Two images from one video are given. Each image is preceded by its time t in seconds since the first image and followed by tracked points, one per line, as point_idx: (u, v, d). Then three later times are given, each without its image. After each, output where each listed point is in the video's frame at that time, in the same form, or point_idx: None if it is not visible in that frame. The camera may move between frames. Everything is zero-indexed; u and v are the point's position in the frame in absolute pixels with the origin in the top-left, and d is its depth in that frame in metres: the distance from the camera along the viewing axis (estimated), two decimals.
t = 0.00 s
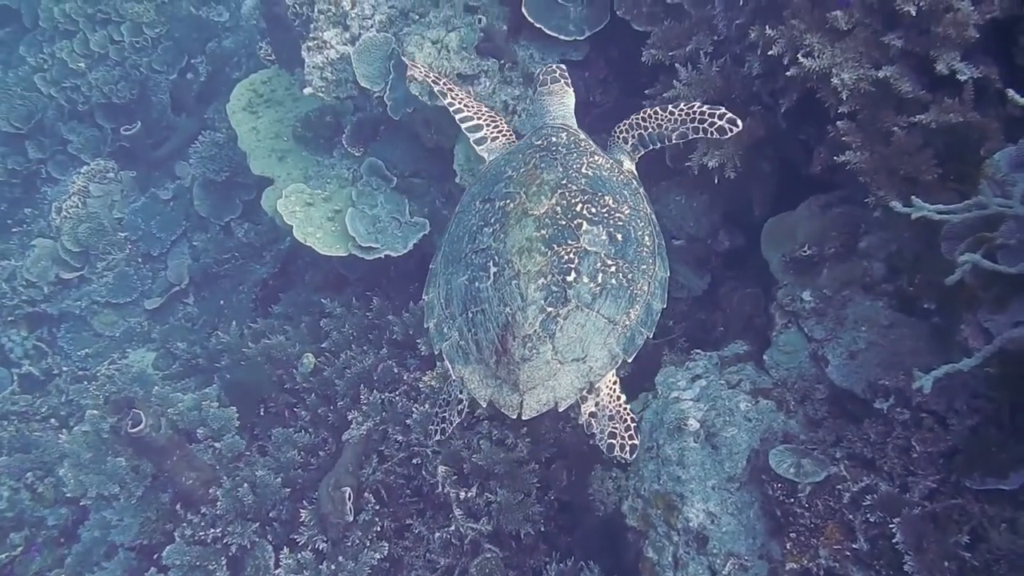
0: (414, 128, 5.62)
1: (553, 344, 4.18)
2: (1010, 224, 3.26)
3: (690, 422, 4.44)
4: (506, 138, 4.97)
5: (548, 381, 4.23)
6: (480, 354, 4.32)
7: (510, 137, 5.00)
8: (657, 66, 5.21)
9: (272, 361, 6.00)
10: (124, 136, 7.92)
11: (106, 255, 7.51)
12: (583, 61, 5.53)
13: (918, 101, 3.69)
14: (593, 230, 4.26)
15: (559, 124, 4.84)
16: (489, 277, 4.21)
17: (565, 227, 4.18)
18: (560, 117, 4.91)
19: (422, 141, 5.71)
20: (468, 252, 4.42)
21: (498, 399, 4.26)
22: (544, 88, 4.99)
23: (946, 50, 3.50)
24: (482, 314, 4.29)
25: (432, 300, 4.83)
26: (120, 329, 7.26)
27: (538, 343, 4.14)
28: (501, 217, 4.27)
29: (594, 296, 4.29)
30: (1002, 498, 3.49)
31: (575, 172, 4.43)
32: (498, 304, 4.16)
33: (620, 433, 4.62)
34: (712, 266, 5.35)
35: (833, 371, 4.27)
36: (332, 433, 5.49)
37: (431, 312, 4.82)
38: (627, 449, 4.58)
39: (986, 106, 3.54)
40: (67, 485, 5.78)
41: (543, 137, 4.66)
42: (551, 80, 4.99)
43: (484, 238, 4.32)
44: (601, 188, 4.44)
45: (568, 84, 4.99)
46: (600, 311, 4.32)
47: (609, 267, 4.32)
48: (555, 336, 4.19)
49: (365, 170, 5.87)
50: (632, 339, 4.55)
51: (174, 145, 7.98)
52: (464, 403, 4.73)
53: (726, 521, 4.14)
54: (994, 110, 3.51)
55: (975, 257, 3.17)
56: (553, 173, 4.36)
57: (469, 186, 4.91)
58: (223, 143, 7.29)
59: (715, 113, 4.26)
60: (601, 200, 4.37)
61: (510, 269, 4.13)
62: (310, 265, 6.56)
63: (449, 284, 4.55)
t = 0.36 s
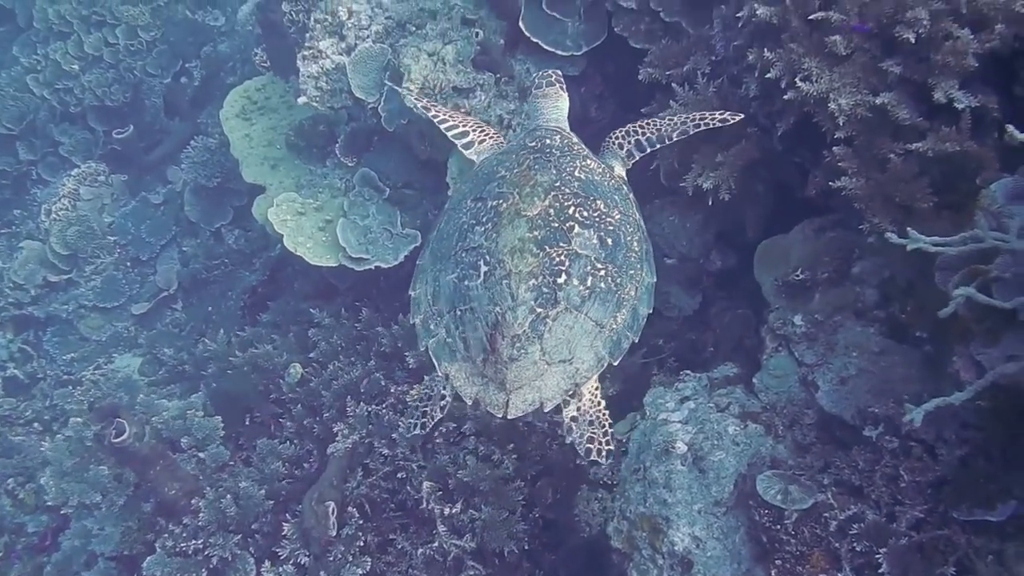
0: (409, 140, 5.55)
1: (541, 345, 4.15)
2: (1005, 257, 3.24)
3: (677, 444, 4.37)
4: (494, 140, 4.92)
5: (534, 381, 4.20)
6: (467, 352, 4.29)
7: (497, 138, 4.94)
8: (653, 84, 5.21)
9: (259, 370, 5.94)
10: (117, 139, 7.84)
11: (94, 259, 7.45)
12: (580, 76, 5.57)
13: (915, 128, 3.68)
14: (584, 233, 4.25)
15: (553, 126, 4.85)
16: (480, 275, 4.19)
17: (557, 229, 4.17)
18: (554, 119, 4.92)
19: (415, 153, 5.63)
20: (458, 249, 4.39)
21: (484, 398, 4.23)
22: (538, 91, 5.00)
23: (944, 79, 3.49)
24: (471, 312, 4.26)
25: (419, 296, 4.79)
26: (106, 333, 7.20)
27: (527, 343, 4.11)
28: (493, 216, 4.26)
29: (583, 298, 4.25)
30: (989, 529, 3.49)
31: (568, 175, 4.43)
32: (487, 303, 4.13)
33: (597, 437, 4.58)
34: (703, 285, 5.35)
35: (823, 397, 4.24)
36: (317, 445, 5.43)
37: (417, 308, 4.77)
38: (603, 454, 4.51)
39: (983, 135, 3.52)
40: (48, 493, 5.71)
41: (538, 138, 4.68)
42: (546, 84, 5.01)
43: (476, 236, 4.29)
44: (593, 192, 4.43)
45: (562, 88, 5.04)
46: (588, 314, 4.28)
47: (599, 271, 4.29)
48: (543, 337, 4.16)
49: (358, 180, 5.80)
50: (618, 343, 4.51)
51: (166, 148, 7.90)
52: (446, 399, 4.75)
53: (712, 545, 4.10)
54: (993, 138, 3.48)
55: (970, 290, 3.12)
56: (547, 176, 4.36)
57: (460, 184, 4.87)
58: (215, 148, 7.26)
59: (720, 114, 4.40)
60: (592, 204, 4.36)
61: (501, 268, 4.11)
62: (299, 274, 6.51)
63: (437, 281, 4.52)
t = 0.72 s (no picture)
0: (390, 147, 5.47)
1: (524, 342, 4.07)
2: (991, 283, 3.19)
3: (661, 461, 4.33)
4: (467, 138, 4.81)
5: (517, 378, 4.13)
6: (450, 348, 4.20)
7: (471, 137, 4.86)
8: (638, 97, 5.15)
9: (238, 377, 5.82)
10: (94, 139, 7.78)
11: (71, 262, 7.38)
12: (564, 86, 5.48)
13: (900, 148, 3.61)
14: (567, 232, 4.16)
15: (536, 125, 4.77)
16: (462, 272, 4.09)
17: (540, 227, 4.08)
18: (537, 118, 4.86)
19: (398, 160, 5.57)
20: (440, 245, 4.29)
21: (466, 393, 4.16)
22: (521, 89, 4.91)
23: (930, 99, 3.42)
24: (453, 308, 4.16)
25: (400, 292, 4.69)
26: (83, 337, 7.08)
27: (510, 340, 4.03)
28: (476, 214, 4.16)
29: (566, 296, 4.17)
30: (972, 551, 3.39)
31: (551, 173, 4.34)
32: (470, 300, 4.04)
33: (568, 437, 4.58)
34: (687, 297, 5.34)
35: (808, 415, 4.19)
36: (297, 455, 5.34)
37: (398, 304, 4.67)
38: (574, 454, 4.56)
39: (971, 156, 3.44)
40: (23, 504, 5.59)
41: (520, 136, 4.59)
42: (529, 82, 4.92)
43: (458, 233, 4.20)
44: (575, 191, 4.35)
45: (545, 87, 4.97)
46: (571, 312, 4.21)
47: (582, 270, 4.21)
48: (526, 334, 4.08)
49: (339, 186, 5.69)
50: (599, 342, 4.44)
51: (145, 148, 7.91)
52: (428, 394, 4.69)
53: (696, 564, 4.04)
54: (979, 160, 3.40)
55: (956, 317, 3.08)
56: (530, 174, 4.27)
57: (441, 180, 4.75)
58: (194, 150, 7.17)
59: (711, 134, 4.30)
60: (574, 202, 4.29)
61: (484, 266, 4.02)
62: (279, 278, 6.40)
63: (419, 277, 4.41)
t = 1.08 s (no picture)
0: (381, 153, 5.37)
1: (518, 335, 3.99)
2: (992, 305, 3.12)
3: (655, 477, 4.23)
4: (452, 138, 4.80)
5: (510, 372, 4.05)
6: (444, 342, 4.11)
7: (455, 136, 4.85)
8: (632, 106, 5.07)
9: (228, 383, 5.76)
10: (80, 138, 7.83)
11: (57, 262, 7.29)
12: (557, 92, 5.43)
13: (900, 163, 3.52)
14: (558, 224, 4.10)
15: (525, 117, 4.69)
16: (455, 266, 4.01)
17: (532, 219, 4.02)
18: (526, 110, 4.75)
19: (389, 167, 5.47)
20: (431, 239, 4.20)
21: (460, 387, 4.06)
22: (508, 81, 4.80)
23: (931, 114, 3.34)
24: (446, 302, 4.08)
25: (391, 286, 4.60)
26: (70, 339, 7.00)
27: (503, 333, 3.94)
28: (467, 207, 4.08)
29: (558, 288, 4.10)
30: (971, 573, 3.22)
31: (541, 165, 4.27)
32: (463, 293, 3.96)
33: (563, 426, 4.51)
34: (681, 308, 5.33)
35: (803, 431, 4.12)
36: (286, 463, 5.26)
37: (390, 299, 4.59)
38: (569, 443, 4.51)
39: (972, 172, 3.35)
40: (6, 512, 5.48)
41: (509, 129, 4.51)
42: (516, 75, 4.81)
43: (449, 226, 4.12)
44: (565, 183, 4.28)
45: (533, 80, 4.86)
46: (564, 304, 4.14)
47: (574, 262, 4.14)
48: (520, 327, 4.00)
49: (330, 192, 5.59)
50: (592, 334, 4.37)
51: (133, 147, 7.94)
52: (419, 386, 4.73)
53: None
54: (981, 176, 3.30)
55: (957, 342, 3.02)
56: (520, 166, 4.19)
57: (430, 174, 4.67)
58: (183, 151, 7.08)
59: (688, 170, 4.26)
60: (565, 195, 4.22)
61: (477, 259, 3.93)
62: (268, 281, 6.38)
63: (410, 272, 4.32)
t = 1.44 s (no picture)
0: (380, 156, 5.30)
1: (518, 322, 3.93)
2: (1001, 320, 3.04)
3: (657, 490, 4.14)
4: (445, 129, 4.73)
5: (511, 359, 4.00)
6: (444, 331, 4.06)
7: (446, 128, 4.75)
8: (631, 113, 5.00)
9: (224, 390, 5.69)
10: (75, 138, 7.80)
11: (51, 264, 7.23)
12: (556, 96, 5.31)
13: (904, 173, 3.44)
14: (553, 211, 4.02)
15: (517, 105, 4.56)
16: (452, 256, 3.94)
17: (528, 207, 3.94)
18: (518, 97, 4.60)
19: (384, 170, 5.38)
20: (427, 229, 4.14)
21: (461, 375, 4.01)
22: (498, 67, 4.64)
23: (936, 124, 3.25)
24: (445, 292, 4.02)
25: (389, 278, 4.53)
26: (63, 342, 6.90)
27: (503, 321, 3.88)
28: (462, 196, 4.01)
29: (556, 275, 4.05)
30: None
31: (535, 152, 4.17)
32: (460, 283, 3.90)
33: (567, 416, 4.44)
34: (681, 316, 5.26)
35: (807, 443, 4.04)
36: (282, 470, 5.21)
37: (388, 291, 4.53)
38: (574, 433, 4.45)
39: (978, 183, 3.28)
40: None
41: (501, 117, 4.39)
42: (506, 61, 4.66)
43: (445, 216, 4.05)
44: (559, 169, 4.19)
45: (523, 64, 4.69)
46: (563, 291, 4.08)
47: (571, 248, 4.07)
48: (519, 314, 3.95)
49: (325, 196, 5.50)
50: (592, 319, 4.31)
51: (128, 147, 7.79)
52: (418, 374, 4.63)
53: None
54: (987, 188, 3.23)
55: (967, 359, 2.92)
56: (514, 153, 4.10)
57: (424, 165, 4.57)
58: (178, 153, 7.01)
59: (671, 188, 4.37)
60: (560, 181, 4.14)
61: (473, 249, 3.86)
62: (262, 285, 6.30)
63: (408, 263, 4.26)
